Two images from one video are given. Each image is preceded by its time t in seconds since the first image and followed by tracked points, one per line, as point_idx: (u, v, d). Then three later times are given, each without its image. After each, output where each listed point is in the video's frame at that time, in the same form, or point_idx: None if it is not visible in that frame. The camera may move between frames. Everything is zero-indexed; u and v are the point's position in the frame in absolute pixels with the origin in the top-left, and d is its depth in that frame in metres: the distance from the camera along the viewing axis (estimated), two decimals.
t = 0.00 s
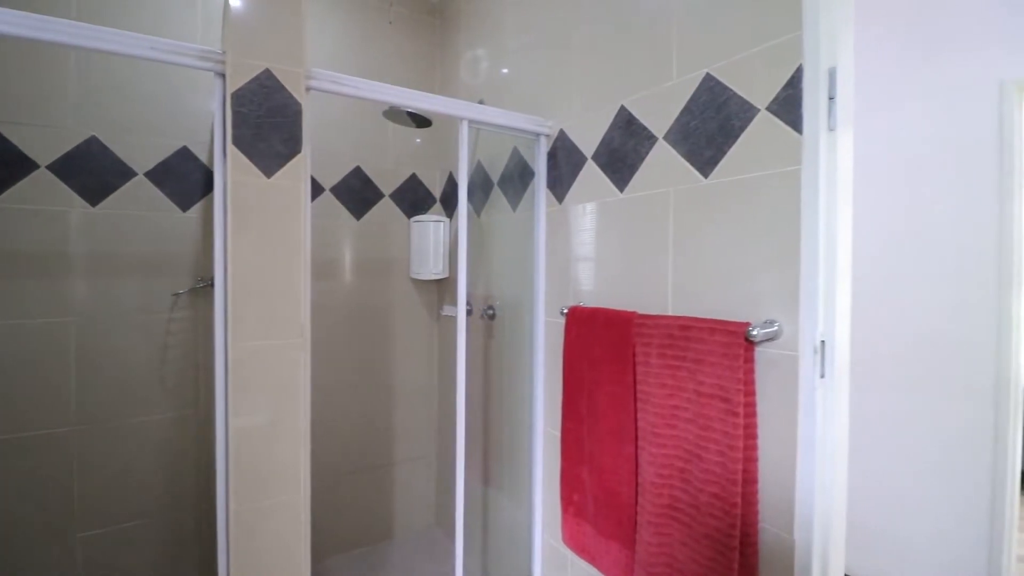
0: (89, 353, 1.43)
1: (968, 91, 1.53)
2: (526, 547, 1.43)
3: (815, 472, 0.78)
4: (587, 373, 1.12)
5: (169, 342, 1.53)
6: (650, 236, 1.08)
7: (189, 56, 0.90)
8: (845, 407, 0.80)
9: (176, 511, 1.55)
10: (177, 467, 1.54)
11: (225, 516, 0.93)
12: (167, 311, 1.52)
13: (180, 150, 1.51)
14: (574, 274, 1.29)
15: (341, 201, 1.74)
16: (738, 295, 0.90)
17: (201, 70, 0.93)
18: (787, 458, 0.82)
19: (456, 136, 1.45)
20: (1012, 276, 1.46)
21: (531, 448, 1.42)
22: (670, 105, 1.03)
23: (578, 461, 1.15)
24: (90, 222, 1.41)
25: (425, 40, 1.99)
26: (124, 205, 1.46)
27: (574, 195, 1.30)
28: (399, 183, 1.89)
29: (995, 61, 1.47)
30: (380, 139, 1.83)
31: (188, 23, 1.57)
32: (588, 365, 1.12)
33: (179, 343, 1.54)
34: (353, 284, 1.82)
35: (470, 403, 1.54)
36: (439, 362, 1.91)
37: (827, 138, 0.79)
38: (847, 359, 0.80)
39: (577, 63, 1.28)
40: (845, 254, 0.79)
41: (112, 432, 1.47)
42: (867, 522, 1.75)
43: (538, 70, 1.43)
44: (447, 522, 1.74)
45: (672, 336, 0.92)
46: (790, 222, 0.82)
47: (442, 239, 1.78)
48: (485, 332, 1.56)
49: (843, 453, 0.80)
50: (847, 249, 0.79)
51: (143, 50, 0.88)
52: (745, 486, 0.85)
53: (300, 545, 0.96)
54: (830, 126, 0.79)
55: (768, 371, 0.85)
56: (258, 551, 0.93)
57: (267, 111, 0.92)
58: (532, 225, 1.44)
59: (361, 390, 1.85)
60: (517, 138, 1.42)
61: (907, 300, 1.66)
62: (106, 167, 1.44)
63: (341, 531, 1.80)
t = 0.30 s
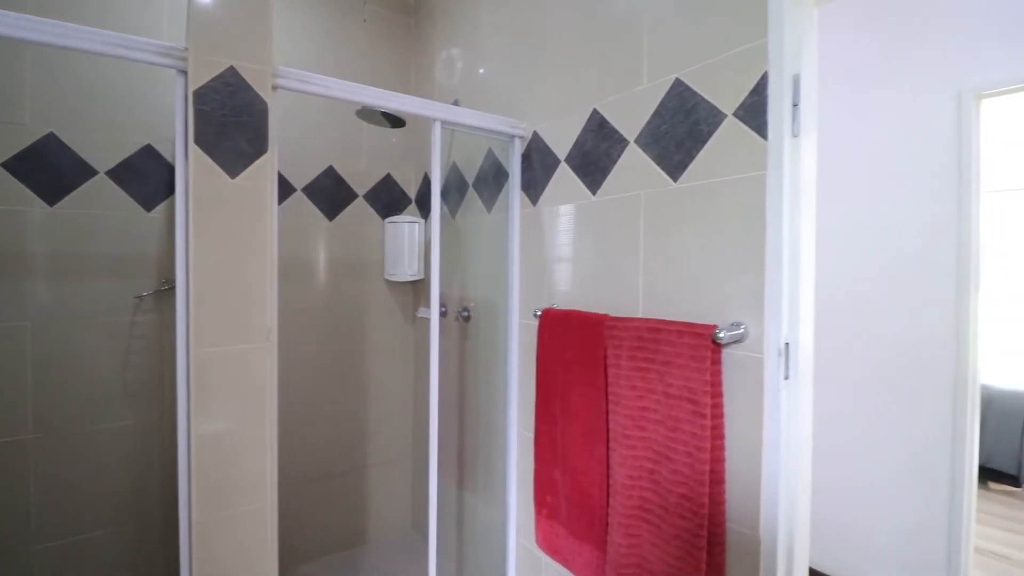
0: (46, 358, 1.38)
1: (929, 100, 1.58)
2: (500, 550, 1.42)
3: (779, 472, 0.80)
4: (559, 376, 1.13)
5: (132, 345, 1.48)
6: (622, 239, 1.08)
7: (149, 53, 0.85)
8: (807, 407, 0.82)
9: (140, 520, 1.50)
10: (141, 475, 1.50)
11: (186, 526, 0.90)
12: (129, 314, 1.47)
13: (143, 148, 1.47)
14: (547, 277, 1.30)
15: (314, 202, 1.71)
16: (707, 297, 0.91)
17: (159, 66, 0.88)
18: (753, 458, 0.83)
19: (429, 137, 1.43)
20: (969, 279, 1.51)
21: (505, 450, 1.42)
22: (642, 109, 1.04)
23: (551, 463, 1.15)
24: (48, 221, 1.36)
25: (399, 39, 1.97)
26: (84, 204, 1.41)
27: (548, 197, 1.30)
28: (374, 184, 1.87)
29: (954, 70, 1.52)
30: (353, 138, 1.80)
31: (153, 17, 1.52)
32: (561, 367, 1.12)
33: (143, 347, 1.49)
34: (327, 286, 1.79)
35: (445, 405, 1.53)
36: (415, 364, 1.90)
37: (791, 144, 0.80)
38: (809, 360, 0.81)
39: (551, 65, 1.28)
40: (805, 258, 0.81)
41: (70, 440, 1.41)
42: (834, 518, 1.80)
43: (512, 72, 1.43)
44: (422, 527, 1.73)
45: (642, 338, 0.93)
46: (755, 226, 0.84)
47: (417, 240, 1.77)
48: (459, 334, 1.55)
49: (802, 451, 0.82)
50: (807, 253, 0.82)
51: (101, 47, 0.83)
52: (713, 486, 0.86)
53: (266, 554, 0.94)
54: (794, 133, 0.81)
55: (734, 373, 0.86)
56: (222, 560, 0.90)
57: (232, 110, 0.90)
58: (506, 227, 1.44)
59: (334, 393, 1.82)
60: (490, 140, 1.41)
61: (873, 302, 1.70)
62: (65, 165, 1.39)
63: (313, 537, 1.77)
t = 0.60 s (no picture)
0: None
1: (894, 106, 1.62)
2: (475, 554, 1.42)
3: (746, 473, 0.81)
4: (533, 379, 1.12)
5: (92, 351, 1.43)
6: (595, 242, 1.09)
7: (106, 48, 0.82)
8: (773, 408, 0.84)
9: (101, 532, 1.45)
10: (102, 485, 1.45)
11: (146, 539, 0.87)
12: (89, 318, 1.42)
13: (105, 146, 1.43)
14: (522, 279, 1.29)
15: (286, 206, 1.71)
16: (677, 300, 0.92)
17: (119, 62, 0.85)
18: (721, 459, 0.84)
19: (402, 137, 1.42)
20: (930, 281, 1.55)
21: (480, 454, 1.41)
22: (614, 113, 1.04)
23: (525, 467, 1.15)
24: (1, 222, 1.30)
25: (374, 38, 1.95)
26: (40, 204, 1.35)
27: (522, 200, 1.29)
28: (347, 184, 1.84)
29: (917, 78, 1.57)
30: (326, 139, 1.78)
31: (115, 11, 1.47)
32: (534, 370, 1.12)
33: (105, 353, 1.44)
34: (299, 288, 1.76)
35: (419, 409, 1.52)
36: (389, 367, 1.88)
37: (758, 149, 0.82)
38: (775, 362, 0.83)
39: (525, 67, 1.28)
40: (772, 261, 0.83)
41: (26, 450, 1.36)
42: (804, 514, 1.84)
43: (487, 73, 1.42)
44: (396, 532, 1.71)
45: (614, 341, 0.93)
46: (723, 231, 0.85)
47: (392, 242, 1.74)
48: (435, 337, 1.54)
49: (768, 452, 0.83)
50: (773, 256, 0.83)
51: (57, 41, 0.79)
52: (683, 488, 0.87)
53: (230, 566, 0.92)
54: (761, 138, 0.82)
55: (703, 375, 0.87)
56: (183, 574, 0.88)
57: (193, 109, 0.88)
58: (481, 229, 1.43)
59: (307, 397, 1.79)
60: (464, 141, 1.40)
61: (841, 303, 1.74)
62: (20, 163, 1.33)
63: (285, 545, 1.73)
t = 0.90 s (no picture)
0: None
1: (861, 111, 1.66)
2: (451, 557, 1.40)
3: (718, 472, 0.82)
4: (509, 381, 1.12)
5: (50, 355, 1.37)
6: (570, 244, 1.09)
7: (63, 41, 0.79)
8: (744, 409, 0.85)
9: (61, 543, 1.39)
10: (62, 495, 1.39)
11: (105, 550, 0.84)
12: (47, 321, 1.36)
13: (64, 143, 1.37)
14: (498, 281, 1.29)
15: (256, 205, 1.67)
16: (650, 301, 0.93)
17: (75, 56, 0.82)
18: (693, 458, 0.85)
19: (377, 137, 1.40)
20: (896, 283, 1.59)
21: (456, 456, 1.40)
22: (589, 115, 1.04)
23: (500, 469, 1.14)
24: None
25: (348, 35, 1.92)
26: None
27: (498, 201, 1.29)
28: (322, 183, 1.81)
29: (883, 85, 1.61)
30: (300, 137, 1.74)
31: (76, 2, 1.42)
32: (509, 372, 1.12)
33: (64, 357, 1.38)
34: (272, 289, 1.72)
35: (395, 412, 1.50)
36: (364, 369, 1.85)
37: (729, 153, 0.83)
38: (745, 364, 0.84)
39: (501, 68, 1.27)
40: (742, 264, 0.84)
41: None
42: (775, 511, 1.87)
43: (462, 73, 1.41)
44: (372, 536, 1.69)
45: (589, 343, 0.93)
46: (695, 233, 0.85)
47: (367, 242, 1.72)
48: (411, 339, 1.53)
49: (739, 451, 0.84)
50: (744, 259, 0.84)
51: (7, 33, 0.75)
52: (656, 489, 0.87)
53: None
54: (731, 142, 0.83)
55: (676, 376, 0.88)
56: None
57: (156, 105, 0.85)
58: (457, 230, 1.42)
59: (280, 401, 1.75)
60: (440, 141, 1.39)
61: (811, 304, 1.78)
62: None
63: (257, 552, 1.69)
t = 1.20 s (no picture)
0: None
1: (833, 116, 1.69)
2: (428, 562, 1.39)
3: (693, 473, 0.82)
4: (486, 385, 1.11)
5: (8, 361, 1.31)
6: (548, 247, 1.08)
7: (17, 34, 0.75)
8: (718, 412, 0.86)
9: (19, 556, 1.34)
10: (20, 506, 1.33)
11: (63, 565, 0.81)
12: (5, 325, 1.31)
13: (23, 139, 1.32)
14: (475, 283, 1.28)
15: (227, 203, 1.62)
16: (626, 304, 0.93)
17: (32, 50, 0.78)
18: (669, 461, 0.86)
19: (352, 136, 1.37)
20: (865, 285, 1.63)
21: (434, 460, 1.38)
22: (566, 118, 1.04)
23: (477, 474, 1.13)
24: None
25: (323, 32, 1.89)
26: None
27: (475, 203, 1.28)
28: (296, 183, 1.77)
29: (853, 91, 1.65)
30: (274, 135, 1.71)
31: None
32: (486, 375, 1.11)
33: (23, 362, 1.33)
34: (244, 291, 1.68)
35: (371, 416, 1.48)
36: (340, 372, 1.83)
37: (703, 157, 0.83)
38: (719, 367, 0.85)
39: (478, 68, 1.26)
40: (717, 267, 0.84)
41: None
42: (750, 509, 1.90)
43: (439, 73, 1.40)
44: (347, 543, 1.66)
45: (566, 347, 0.93)
46: (670, 237, 0.86)
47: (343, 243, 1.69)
48: (387, 342, 1.51)
49: (714, 453, 0.85)
50: (718, 263, 0.85)
51: None
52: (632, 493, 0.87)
53: None
54: (706, 147, 0.83)
55: (652, 379, 0.88)
56: None
57: (118, 102, 0.81)
58: (434, 231, 1.40)
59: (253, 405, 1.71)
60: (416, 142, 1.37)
61: (785, 305, 1.81)
62: None
63: (228, 560, 1.65)
